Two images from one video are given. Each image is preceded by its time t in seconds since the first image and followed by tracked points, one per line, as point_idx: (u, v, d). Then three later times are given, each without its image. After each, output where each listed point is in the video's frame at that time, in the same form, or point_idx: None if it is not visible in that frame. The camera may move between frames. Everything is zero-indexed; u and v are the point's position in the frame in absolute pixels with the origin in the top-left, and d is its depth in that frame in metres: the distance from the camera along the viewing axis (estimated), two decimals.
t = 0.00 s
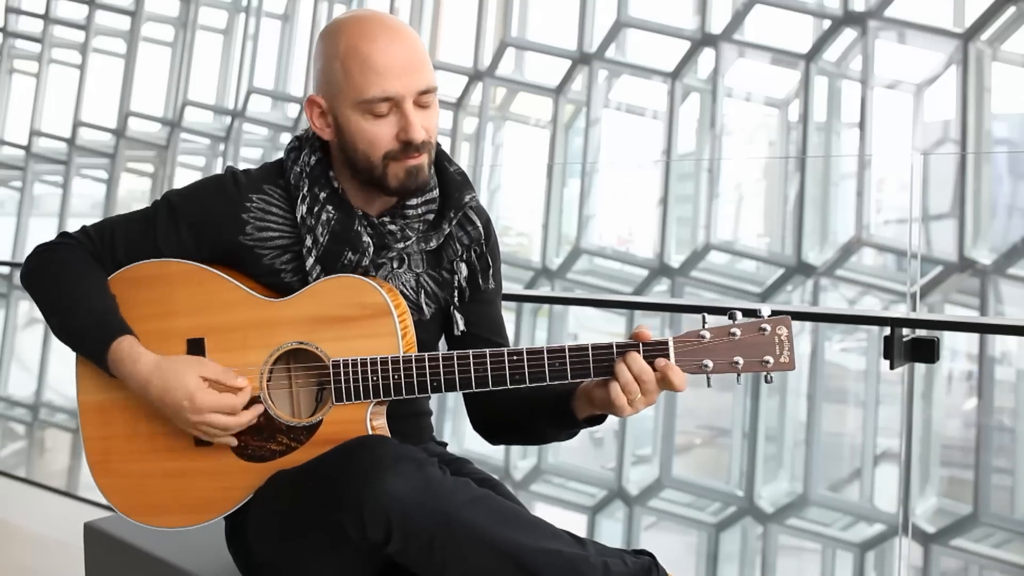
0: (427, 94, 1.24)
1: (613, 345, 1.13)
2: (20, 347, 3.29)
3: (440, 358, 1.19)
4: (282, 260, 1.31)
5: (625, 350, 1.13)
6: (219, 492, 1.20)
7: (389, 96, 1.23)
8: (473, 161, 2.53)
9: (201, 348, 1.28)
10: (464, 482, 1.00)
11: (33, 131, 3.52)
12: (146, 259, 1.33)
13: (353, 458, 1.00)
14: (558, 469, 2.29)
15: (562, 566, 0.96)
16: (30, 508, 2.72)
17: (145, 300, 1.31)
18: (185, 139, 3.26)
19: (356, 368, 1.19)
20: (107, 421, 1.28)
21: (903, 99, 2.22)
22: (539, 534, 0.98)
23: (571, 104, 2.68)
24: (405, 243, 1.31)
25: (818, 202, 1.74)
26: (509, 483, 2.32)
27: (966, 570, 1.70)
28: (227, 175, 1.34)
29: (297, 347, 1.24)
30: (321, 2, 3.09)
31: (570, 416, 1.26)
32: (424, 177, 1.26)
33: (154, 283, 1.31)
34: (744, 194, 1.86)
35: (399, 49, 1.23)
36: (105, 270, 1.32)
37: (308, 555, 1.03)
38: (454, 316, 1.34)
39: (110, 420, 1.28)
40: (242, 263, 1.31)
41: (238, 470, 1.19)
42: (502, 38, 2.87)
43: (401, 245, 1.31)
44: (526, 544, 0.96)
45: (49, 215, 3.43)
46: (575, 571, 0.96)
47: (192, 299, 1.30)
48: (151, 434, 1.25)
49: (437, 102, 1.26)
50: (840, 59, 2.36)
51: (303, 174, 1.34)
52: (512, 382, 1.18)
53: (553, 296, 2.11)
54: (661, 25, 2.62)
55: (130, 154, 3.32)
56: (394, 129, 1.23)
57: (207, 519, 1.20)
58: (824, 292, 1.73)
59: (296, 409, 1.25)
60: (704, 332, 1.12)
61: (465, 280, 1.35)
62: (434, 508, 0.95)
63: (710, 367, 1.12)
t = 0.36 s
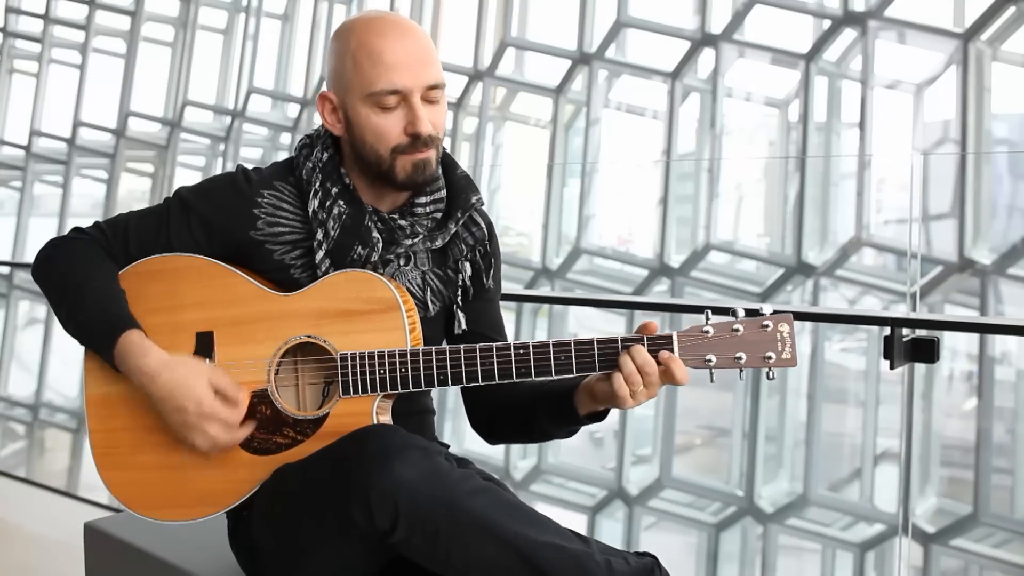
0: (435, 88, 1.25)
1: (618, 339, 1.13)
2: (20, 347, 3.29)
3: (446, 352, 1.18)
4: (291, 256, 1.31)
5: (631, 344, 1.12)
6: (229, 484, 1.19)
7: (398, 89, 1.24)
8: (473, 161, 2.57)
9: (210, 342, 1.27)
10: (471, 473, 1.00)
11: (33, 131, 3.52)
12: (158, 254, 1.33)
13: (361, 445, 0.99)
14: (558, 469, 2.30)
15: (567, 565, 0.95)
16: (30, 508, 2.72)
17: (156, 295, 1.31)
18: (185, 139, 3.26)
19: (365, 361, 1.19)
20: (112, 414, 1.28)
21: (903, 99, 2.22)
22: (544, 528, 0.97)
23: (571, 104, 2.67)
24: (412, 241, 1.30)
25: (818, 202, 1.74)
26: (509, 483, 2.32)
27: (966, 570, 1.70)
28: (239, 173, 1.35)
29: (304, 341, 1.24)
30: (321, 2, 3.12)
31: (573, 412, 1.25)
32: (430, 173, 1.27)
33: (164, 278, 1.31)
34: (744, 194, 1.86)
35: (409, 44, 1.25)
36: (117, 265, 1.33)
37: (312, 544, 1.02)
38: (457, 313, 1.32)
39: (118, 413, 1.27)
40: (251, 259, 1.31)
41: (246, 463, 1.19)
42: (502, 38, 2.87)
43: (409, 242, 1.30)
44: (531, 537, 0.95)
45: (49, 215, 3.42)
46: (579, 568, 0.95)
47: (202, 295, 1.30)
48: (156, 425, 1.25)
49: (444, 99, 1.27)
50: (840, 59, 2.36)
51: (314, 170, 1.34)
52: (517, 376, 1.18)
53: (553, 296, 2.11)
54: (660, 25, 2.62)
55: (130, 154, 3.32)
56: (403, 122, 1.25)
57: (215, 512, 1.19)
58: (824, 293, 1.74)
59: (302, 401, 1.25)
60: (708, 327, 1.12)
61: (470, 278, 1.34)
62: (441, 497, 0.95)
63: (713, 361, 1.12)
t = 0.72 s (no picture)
0: (413, 102, 1.23)
1: (620, 343, 1.13)
2: (20, 347, 3.29)
3: (448, 358, 1.19)
4: (289, 261, 1.31)
5: (632, 348, 1.12)
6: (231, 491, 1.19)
7: (372, 99, 1.22)
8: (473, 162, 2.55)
9: (208, 348, 1.27)
10: (472, 481, 1.00)
11: (33, 131, 3.52)
12: (155, 259, 1.33)
13: (361, 456, 0.99)
14: (558, 468, 2.28)
15: (569, 567, 0.96)
16: (30, 508, 2.72)
17: (153, 301, 1.30)
18: (185, 139, 3.26)
19: (364, 368, 1.19)
20: (111, 421, 1.27)
21: (903, 99, 2.22)
22: (548, 532, 0.98)
23: (571, 104, 2.67)
24: (411, 247, 1.30)
25: (818, 203, 1.74)
26: (508, 482, 2.32)
27: (966, 570, 1.69)
28: (237, 176, 1.34)
29: (305, 347, 1.24)
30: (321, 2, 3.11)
31: (573, 416, 1.25)
32: (402, 183, 1.26)
33: (162, 283, 1.31)
34: (744, 194, 1.86)
35: (393, 53, 1.22)
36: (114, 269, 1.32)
37: (314, 554, 1.02)
38: (457, 320, 1.34)
39: (116, 421, 1.27)
40: (249, 265, 1.31)
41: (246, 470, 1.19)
42: (502, 38, 2.87)
43: (408, 250, 1.30)
44: (533, 542, 0.96)
45: (49, 215, 3.42)
46: (580, 569, 0.96)
47: (201, 301, 1.29)
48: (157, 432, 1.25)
49: (423, 111, 1.24)
50: (840, 59, 2.36)
51: (313, 176, 1.34)
52: (518, 381, 1.18)
53: (553, 296, 2.11)
54: (660, 25, 2.62)
55: (130, 154, 3.32)
56: (375, 132, 1.23)
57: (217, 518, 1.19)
58: (825, 292, 1.74)
59: (302, 407, 1.27)
60: (710, 330, 1.12)
61: (469, 284, 1.35)
62: (444, 507, 0.95)
63: (716, 365, 1.12)
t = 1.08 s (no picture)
0: (400, 98, 1.23)
1: (610, 355, 1.12)
2: (20, 347, 3.29)
3: (433, 369, 1.19)
4: (272, 266, 1.31)
5: (624, 360, 1.12)
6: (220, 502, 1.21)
7: (359, 99, 1.22)
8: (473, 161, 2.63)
9: (191, 361, 1.27)
10: (459, 494, 1.01)
11: (33, 131, 3.52)
12: (136, 268, 1.33)
13: (348, 478, 1.01)
14: (558, 469, 2.28)
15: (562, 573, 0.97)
16: (30, 508, 2.72)
17: (135, 310, 1.31)
18: (185, 139, 3.26)
19: (350, 381, 1.19)
20: (101, 433, 1.28)
21: (903, 99, 2.23)
22: (540, 543, 0.99)
23: (571, 104, 2.67)
24: (398, 247, 1.31)
25: (818, 203, 1.74)
26: (508, 482, 2.32)
27: (966, 570, 1.70)
28: (216, 179, 1.34)
29: (289, 358, 1.24)
30: (321, 3, 3.07)
31: (573, 423, 1.25)
32: (394, 185, 1.26)
33: (144, 293, 1.32)
34: (744, 194, 1.86)
35: (376, 49, 1.22)
36: (94, 277, 1.32)
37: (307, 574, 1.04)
38: (449, 319, 1.35)
39: (104, 434, 1.28)
40: (231, 269, 1.32)
41: (233, 482, 1.20)
42: (502, 38, 2.87)
43: (394, 250, 1.30)
44: (522, 555, 0.97)
45: (49, 215, 3.44)
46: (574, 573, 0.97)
47: (185, 308, 1.30)
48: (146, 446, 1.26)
49: (410, 107, 1.24)
50: (840, 59, 2.36)
51: (293, 177, 1.34)
52: (507, 393, 1.19)
53: (553, 296, 2.11)
54: (660, 25, 2.62)
55: (130, 154, 3.32)
56: (364, 131, 1.23)
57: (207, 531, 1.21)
58: (824, 292, 1.74)
59: (292, 418, 1.27)
60: (703, 339, 1.12)
61: (462, 281, 1.36)
62: (430, 526, 0.96)
63: (710, 374, 1.12)
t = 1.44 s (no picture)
0: (365, 110, 1.24)
1: (595, 352, 1.13)
2: (20, 347, 3.29)
3: (421, 368, 1.19)
4: (261, 270, 1.32)
5: (609, 352, 1.12)
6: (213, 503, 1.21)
7: (324, 112, 1.23)
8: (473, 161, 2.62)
9: (181, 364, 1.28)
10: (446, 495, 1.01)
11: (33, 131, 3.52)
12: (127, 273, 1.35)
13: (334, 480, 1.01)
14: (558, 469, 2.27)
15: None
16: (30, 508, 2.72)
17: (127, 315, 1.32)
18: (185, 139, 3.26)
19: (337, 380, 1.19)
20: (94, 438, 1.29)
21: (903, 99, 2.23)
22: (528, 545, 0.98)
23: (571, 104, 2.68)
24: (387, 254, 1.31)
25: (818, 202, 1.74)
26: (508, 483, 2.32)
27: (966, 570, 1.70)
28: (205, 184, 1.37)
29: (277, 360, 1.24)
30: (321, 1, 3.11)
31: (553, 435, 1.28)
32: (366, 196, 1.28)
33: (135, 298, 1.32)
34: (744, 193, 1.86)
35: (339, 63, 1.23)
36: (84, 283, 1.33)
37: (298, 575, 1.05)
38: (444, 325, 1.34)
39: (97, 439, 1.29)
40: (222, 273, 1.34)
41: (224, 483, 1.20)
42: (502, 38, 2.87)
43: (383, 258, 1.31)
44: (509, 556, 0.97)
45: (49, 215, 3.44)
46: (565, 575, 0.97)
47: (176, 312, 1.30)
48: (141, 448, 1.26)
49: (377, 117, 1.25)
50: (840, 59, 2.36)
51: (280, 185, 1.36)
52: (495, 392, 1.19)
53: (553, 296, 2.10)
54: (660, 25, 2.62)
55: (130, 154, 3.32)
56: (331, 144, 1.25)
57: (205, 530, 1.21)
58: (824, 292, 1.74)
59: (286, 420, 1.27)
60: (690, 335, 1.12)
61: (455, 288, 1.36)
62: (415, 528, 0.96)
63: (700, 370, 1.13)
